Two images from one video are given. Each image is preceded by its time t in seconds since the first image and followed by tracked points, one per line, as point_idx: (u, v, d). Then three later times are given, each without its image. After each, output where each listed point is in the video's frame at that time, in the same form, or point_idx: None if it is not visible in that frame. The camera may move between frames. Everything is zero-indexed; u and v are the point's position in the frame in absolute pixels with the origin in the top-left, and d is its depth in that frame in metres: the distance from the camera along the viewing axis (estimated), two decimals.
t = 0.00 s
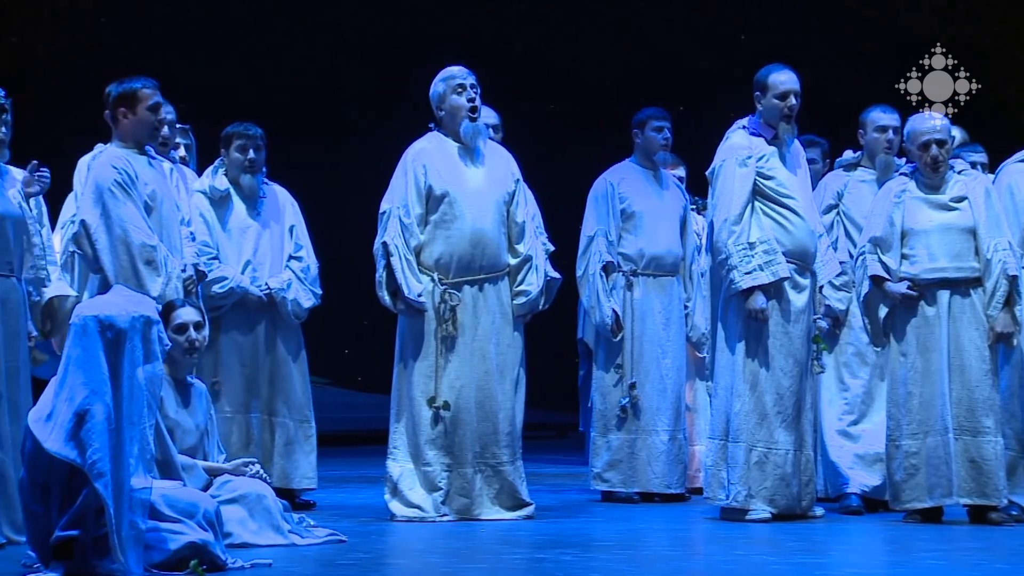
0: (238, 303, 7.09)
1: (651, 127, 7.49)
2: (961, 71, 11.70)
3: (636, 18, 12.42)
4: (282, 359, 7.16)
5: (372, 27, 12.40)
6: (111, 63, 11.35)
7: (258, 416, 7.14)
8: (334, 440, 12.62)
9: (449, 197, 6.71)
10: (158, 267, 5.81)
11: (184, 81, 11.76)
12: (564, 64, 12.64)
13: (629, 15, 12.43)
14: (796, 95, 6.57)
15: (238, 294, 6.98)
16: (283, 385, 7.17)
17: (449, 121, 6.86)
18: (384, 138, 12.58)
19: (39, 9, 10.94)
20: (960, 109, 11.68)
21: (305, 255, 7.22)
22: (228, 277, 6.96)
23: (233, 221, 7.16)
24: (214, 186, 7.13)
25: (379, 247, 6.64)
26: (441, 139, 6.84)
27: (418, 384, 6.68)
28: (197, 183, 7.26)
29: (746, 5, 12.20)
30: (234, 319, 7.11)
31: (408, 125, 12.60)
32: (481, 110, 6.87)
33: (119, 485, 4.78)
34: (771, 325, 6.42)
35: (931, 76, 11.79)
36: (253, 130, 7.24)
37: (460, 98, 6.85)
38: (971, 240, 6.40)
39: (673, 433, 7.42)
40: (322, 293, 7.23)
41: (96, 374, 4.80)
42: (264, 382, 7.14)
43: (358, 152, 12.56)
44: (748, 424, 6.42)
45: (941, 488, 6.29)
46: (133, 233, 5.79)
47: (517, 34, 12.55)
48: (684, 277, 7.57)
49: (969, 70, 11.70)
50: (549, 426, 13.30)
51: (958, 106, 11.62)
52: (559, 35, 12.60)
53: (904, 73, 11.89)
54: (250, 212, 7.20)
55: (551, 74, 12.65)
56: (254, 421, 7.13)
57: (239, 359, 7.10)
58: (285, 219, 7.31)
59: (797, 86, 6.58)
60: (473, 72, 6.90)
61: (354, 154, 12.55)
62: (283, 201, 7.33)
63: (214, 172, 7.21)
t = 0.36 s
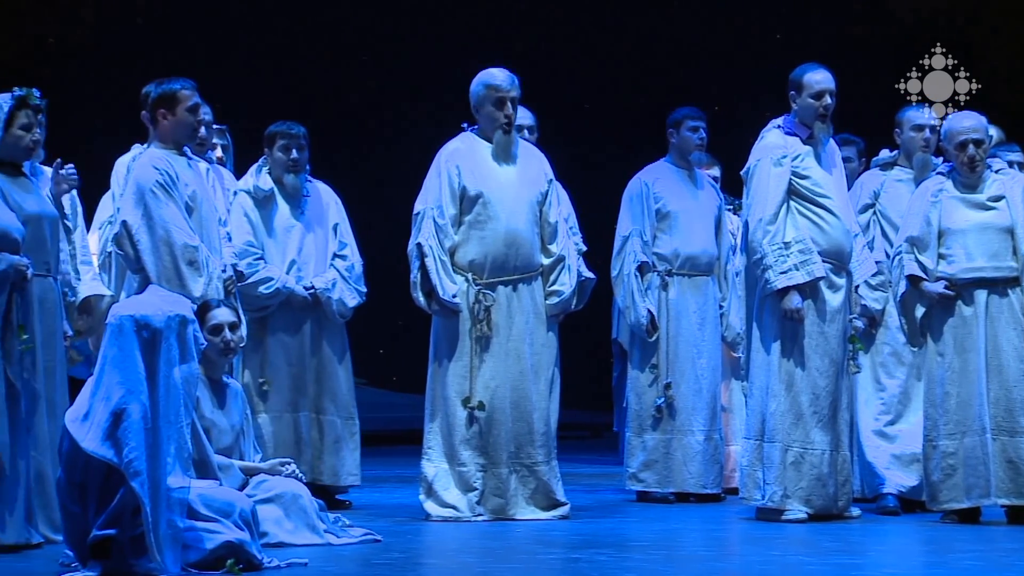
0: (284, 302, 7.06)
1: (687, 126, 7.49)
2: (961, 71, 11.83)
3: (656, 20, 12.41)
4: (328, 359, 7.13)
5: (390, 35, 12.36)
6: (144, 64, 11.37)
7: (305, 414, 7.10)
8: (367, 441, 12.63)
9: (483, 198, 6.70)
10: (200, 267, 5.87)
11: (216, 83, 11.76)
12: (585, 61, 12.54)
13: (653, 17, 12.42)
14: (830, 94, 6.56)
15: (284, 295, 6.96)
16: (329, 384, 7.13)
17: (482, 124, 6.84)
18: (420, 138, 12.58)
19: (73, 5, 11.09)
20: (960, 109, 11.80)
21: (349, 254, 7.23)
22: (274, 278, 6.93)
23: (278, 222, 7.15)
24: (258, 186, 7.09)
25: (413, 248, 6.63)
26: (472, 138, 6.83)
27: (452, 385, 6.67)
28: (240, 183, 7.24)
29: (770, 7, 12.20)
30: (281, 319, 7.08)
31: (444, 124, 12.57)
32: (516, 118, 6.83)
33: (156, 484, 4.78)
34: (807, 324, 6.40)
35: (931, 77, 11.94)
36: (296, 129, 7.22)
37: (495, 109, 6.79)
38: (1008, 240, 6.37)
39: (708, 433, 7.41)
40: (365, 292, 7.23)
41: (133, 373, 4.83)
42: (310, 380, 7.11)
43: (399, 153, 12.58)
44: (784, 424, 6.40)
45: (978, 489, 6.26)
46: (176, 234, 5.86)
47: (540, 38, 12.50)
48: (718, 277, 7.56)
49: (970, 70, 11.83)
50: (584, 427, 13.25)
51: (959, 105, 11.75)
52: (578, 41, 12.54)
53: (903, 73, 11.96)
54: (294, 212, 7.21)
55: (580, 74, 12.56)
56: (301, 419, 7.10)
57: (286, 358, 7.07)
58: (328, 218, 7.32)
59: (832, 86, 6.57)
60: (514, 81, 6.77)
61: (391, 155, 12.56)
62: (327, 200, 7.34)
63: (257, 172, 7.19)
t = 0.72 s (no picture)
0: (327, 303, 7.06)
1: (723, 126, 7.48)
2: (961, 71, 11.82)
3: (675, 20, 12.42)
4: (370, 359, 7.13)
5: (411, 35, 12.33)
6: (179, 66, 11.38)
7: (347, 415, 7.11)
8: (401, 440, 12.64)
9: (519, 200, 6.68)
10: (239, 268, 5.91)
11: (253, 81, 11.76)
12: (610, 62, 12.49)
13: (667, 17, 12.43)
14: (866, 94, 6.53)
15: (328, 295, 6.98)
16: (371, 384, 7.12)
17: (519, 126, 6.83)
18: (450, 135, 12.56)
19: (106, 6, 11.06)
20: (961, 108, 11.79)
21: (391, 254, 7.22)
22: (317, 278, 6.96)
23: (320, 222, 7.17)
24: (300, 187, 7.10)
25: (449, 249, 6.65)
26: (507, 139, 6.82)
27: (488, 385, 6.67)
28: (281, 183, 7.25)
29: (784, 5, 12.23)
30: (323, 319, 7.08)
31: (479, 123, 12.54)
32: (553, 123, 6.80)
33: (192, 483, 4.80)
34: (843, 324, 6.37)
35: (931, 76, 11.89)
36: (336, 130, 7.23)
37: (531, 115, 6.76)
38: None
39: (745, 433, 7.40)
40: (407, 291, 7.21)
41: (169, 373, 4.84)
42: (352, 380, 7.12)
43: (433, 154, 12.55)
44: (820, 424, 6.39)
45: (1018, 489, 6.25)
46: (215, 234, 5.89)
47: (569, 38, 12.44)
48: (755, 277, 7.54)
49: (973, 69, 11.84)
50: (620, 427, 13.20)
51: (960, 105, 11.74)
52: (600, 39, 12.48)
53: (903, 73, 11.92)
54: (335, 212, 7.21)
55: (613, 74, 12.51)
56: (344, 420, 7.11)
57: (328, 358, 7.08)
58: (369, 218, 7.30)
59: (869, 85, 6.56)
60: (551, 88, 6.74)
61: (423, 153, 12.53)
62: (367, 200, 7.32)
63: (299, 172, 7.19)
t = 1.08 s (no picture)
0: (366, 303, 7.07)
1: (757, 126, 7.47)
2: (961, 71, 11.55)
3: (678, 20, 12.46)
4: (408, 359, 7.14)
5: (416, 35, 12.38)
6: (216, 68, 11.46)
7: (386, 415, 7.12)
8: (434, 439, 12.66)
9: (554, 201, 6.68)
10: (276, 268, 5.92)
11: (287, 82, 11.86)
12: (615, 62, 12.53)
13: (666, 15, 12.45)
14: (903, 93, 6.51)
15: (366, 295, 6.99)
16: (409, 384, 7.13)
17: (556, 127, 6.83)
18: (484, 133, 12.68)
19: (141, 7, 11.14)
20: (961, 108, 11.61)
21: (429, 255, 7.25)
22: (357, 278, 6.97)
23: (358, 222, 7.17)
24: (339, 187, 7.11)
25: (484, 249, 6.65)
26: (543, 139, 6.82)
27: (524, 385, 6.67)
28: (319, 184, 7.27)
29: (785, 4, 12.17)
30: (362, 320, 7.08)
31: (503, 120, 12.65)
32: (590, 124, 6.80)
33: (229, 483, 4.81)
34: (879, 325, 6.35)
35: (932, 76, 11.66)
36: (374, 130, 7.21)
37: (569, 116, 6.76)
38: None
39: (781, 433, 7.38)
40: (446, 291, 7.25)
41: (207, 373, 4.85)
42: (391, 380, 7.13)
43: (454, 154, 12.67)
44: (856, 425, 6.36)
45: None
46: (252, 235, 5.91)
47: (576, 39, 12.50)
48: (790, 277, 7.52)
49: (972, 69, 11.54)
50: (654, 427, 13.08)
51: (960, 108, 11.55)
52: (602, 36, 12.51)
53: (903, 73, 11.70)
54: (374, 212, 7.21)
55: (643, 75, 12.52)
56: (383, 420, 7.12)
57: (367, 359, 7.09)
58: (407, 219, 7.32)
59: (905, 84, 6.53)
60: (588, 90, 6.73)
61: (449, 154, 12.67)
62: (405, 201, 7.33)
63: (337, 173, 7.20)
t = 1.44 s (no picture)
0: (399, 303, 7.08)
1: (790, 125, 7.45)
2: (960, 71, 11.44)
3: (679, 21, 12.44)
4: (441, 359, 7.13)
5: (418, 34, 12.32)
6: (248, 68, 11.48)
7: (419, 415, 7.12)
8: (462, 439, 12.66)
9: (587, 201, 6.68)
10: (306, 268, 5.92)
11: (319, 81, 11.88)
12: (616, 58, 12.52)
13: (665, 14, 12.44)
14: (937, 92, 6.51)
15: (399, 295, 7.01)
16: (442, 384, 7.13)
17: (587, 127, 6.83)
18: (515, 131, 12.68)
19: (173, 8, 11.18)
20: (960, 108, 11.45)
21: (462, 255, 7.22)
22: (390, 278, 6.99)
23: (391, 222, 7.19)
24: (372, 187, 7.15)
25: (516, 250, 6.64)
26: (575, 139, 6.83)
27: (556, 385, 6.67)
28: (354, 184, 7.31)
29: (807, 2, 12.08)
30: (395, 320, 7.11)
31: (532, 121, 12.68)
32: (622, 125, 6.80)
33: (262, 483, 4.83)
34: (913, 324, 6.33)
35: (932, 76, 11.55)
36: (407, 131, 7.24)
37: (601, 117, 6.75)
38: None
39: (813, 433, 7.37)
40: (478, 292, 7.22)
41: (239, 373, 4.86)
42: (423, 380, 7.13)
43: (476, 156, 12.68)
44: (890, 425, 6.35)
45: None
46: (283, 235, 5.92)
47: (600, 39, 12.51)
48: (822, 276, 7.50)
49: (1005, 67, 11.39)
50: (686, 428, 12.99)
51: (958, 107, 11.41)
52: (601, 35, 12.56)
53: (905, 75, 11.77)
54: (406, 212, 7.22)
55: (673, 74, 12.47)
56: (416, 420, 7.12)
57: (400, 359, 7.11)
58: (439, 219, 7.32)
59: (939, 82, 6.52)
60: (623, 92, 6.70)
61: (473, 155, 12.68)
62: (438, 201, 7.35)
63: (370, 173, 7.24)
